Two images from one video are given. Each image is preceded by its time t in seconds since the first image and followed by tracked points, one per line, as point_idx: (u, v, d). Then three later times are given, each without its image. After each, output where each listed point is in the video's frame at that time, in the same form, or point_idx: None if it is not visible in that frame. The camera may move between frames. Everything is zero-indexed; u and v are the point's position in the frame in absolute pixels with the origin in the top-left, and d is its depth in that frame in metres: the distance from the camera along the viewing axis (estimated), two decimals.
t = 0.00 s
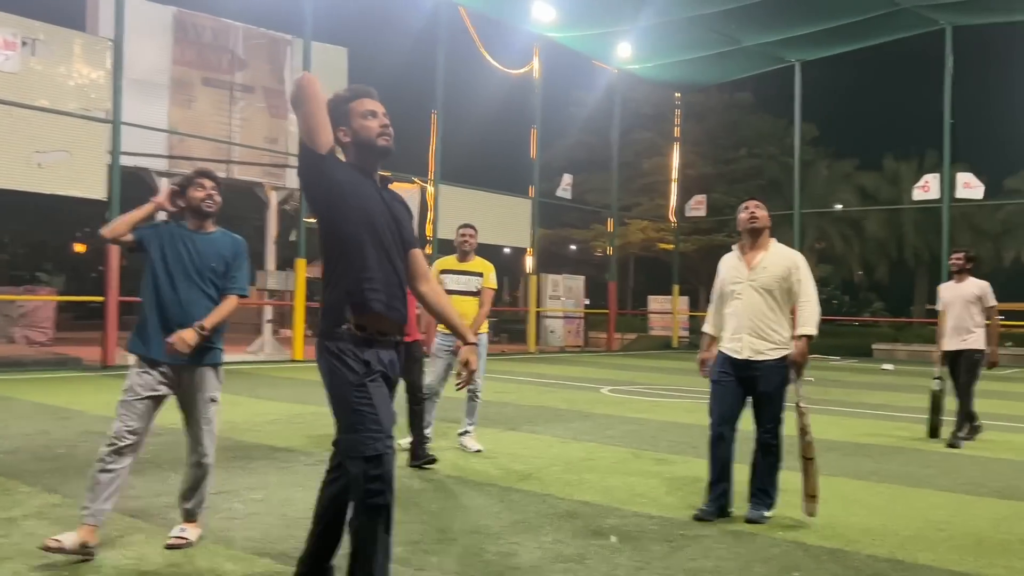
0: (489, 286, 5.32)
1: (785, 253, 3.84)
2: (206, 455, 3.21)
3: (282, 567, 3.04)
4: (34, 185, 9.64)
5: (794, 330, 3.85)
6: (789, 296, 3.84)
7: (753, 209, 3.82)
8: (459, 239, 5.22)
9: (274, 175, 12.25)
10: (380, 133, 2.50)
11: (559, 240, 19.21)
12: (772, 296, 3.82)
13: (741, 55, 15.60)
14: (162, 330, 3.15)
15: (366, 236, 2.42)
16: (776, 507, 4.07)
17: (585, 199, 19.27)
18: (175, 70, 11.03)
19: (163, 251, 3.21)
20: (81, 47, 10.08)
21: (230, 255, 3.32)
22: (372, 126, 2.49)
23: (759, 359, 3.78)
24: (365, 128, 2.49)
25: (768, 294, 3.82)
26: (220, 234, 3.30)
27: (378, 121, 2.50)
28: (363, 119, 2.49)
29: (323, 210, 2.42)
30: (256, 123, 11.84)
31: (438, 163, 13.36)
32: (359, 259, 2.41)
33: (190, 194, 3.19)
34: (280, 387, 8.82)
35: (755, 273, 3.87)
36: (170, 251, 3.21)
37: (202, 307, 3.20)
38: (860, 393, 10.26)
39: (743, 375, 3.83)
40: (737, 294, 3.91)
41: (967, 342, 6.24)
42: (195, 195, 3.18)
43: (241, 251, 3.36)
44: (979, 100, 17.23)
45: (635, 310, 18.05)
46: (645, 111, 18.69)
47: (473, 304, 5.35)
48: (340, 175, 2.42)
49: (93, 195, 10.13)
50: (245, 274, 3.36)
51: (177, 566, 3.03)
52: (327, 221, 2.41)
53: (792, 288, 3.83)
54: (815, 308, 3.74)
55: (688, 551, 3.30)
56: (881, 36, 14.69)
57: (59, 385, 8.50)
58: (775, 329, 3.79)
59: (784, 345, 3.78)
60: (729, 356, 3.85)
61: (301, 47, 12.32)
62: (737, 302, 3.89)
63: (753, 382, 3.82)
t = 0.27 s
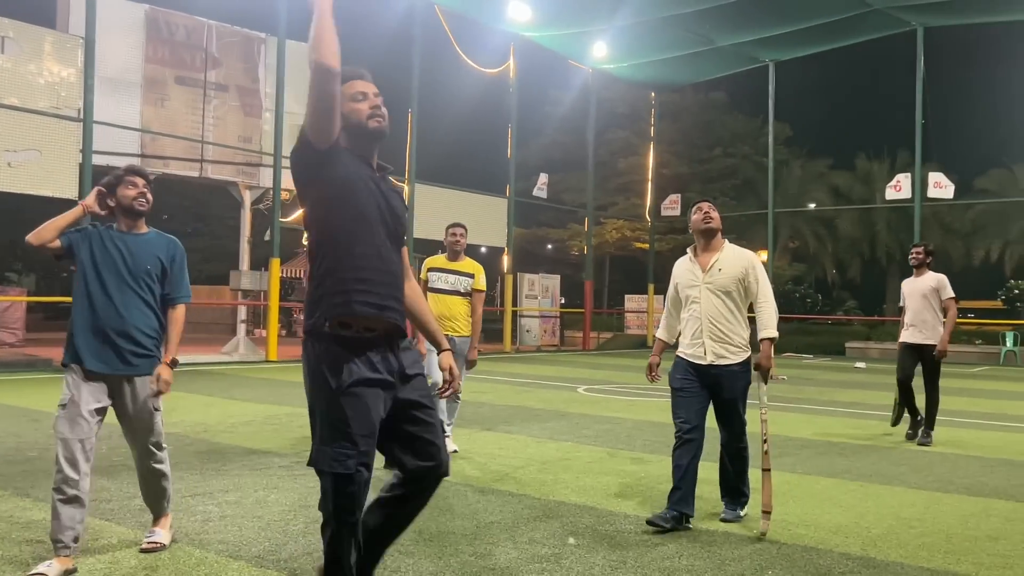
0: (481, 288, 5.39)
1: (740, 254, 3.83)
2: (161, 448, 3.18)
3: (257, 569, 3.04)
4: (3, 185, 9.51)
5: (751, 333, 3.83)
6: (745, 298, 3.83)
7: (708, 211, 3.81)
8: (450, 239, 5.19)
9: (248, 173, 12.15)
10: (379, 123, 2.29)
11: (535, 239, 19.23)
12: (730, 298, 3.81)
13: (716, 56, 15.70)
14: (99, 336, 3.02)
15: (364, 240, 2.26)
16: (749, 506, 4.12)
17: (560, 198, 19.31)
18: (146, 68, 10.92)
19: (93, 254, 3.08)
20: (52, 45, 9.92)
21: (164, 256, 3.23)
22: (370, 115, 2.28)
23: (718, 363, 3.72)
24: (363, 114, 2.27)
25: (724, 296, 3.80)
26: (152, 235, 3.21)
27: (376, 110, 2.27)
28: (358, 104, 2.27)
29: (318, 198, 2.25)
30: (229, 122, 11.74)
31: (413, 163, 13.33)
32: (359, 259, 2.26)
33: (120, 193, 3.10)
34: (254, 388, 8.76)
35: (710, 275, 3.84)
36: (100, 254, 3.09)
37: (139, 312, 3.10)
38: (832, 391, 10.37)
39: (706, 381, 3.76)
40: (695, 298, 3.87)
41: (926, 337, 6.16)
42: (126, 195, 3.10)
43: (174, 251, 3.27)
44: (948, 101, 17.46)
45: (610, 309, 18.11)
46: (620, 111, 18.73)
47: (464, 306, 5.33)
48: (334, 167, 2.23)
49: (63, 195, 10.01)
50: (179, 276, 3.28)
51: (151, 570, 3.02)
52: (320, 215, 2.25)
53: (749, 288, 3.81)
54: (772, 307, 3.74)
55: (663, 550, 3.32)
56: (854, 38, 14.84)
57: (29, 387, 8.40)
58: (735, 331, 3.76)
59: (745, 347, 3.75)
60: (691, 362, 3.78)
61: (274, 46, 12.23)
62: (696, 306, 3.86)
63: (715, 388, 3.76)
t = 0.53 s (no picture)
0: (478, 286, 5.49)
1: (711, 247, 3.81)
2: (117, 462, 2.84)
3: (248, 568, 3.04)
4: None
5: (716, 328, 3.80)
6: (713, 292, 3.80)
7: (682, 202, 3.76)
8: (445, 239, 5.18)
9: (235, 173, 12.12)
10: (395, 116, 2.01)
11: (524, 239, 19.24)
12: (698, 291, 3.77)
13: (702, 56, 15.77)
14: (59, 334, 2.81)
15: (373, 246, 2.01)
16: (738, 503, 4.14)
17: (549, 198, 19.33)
18: (133, 68, 10.90)
19: (52, 245, 2.88)
20: (37, 44, 9.89)
21: (130, 248, 3.03)
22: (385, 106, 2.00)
23: (685, 355, 3.64)
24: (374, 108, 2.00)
25: (692, 287, 3.76)
26: (114, 225, 3.00)
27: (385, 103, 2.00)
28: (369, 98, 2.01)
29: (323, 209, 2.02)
30: (217, 122, 11.71)
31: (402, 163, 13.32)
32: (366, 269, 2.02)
33: (78, 179, 2.89)
34: (243, 388, 8.73)
35: (681, 265, 3.80)
36: (59, 246, 2.87)
37: (102, 308, 2.89)
38: (820, 389, 10.43)
39: (667, 373, 3.70)
40: (663, 287, 3.82)
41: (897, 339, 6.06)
42: (85, 180, 2.89)
43: (138, 244, 3.05)
44: (934, 100, 17.57)
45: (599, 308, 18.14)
46: (608, 110, 18.77)
47: (464, 305, 5.35)
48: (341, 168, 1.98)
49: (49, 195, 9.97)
50: (144, 271, 3.05)
51: (142, 570, 3.02)
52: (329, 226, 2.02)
53: (718, 282, 3.79)
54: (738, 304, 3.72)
55: (652, 547, 3.34)
56: (840, 37, 14.92)
57: (15, 388, 8.34)
58: (699, 325, 3.71)
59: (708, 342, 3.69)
60: (652, 352, 3.73)
61: (261, 45, 12.21)
62: (664, 297, 3.80)
63: (676, 381, 3.68)
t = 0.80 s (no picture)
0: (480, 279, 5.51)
1: (689, 247, 3.61)
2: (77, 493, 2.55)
3: (247, 570, 3.04)
4: None
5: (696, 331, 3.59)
6: (693, 293, 3.60)
7: (665, 199, 3.58)
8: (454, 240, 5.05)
9: (231, 174, 12.07)
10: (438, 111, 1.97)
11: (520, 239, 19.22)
12: (676, 292, 3.57)
13: (697, 55, 15.77)
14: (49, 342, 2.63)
15: (421, 248, 1.90)
16: (736, 502, 4.15)
17: (545, 198, 19.31)
18: (128, 70, 10.88)
19: (42, 245, 2.69)
20: (32, 46, 9.87)
21: (119, 254, 2.86)
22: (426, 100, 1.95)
23: (656, 357, 3.45)
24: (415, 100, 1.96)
25: (670, 289, 3.57)
26: (102, 227, 2.82)
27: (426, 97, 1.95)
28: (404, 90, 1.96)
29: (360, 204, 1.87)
30: (212, 123, 11.67)
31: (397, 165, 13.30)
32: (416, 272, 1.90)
33: (67, 183, 2.72)
34: (239, 391, 8.71)
35: (659, 266, 3.60)
36: (51, 247, 2.68)
37: (95, 314, 2.72)
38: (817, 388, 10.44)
39: (641, 379, 3.53)
40: (639, 289, 3.63)
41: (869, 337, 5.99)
42: (74, 185, 2.72)
43: (127, 251, 2.90)
44: (930, 99, 17.59)
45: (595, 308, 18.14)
46: (603, 110, 18.76)
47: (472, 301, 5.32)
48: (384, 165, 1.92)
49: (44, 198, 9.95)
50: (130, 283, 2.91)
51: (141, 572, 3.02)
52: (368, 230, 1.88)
53: (698, 283, 3.58)
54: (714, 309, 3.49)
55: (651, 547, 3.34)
56: (836, 37, 14.94)
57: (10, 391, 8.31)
58: (676, 326, 3.50)
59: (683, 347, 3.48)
60: (627, 358, 3.56)
61: (256, 46, 12.18)
62: (640, 296, 3.61)
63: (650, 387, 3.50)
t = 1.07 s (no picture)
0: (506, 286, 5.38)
1: (684, 252, 3.50)
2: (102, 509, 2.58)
3: None
4: None
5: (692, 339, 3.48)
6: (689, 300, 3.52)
7: (657, 202, 3.53)
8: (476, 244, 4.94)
9: (236, 182, 12.08)
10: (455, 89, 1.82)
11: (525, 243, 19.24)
12: (667, 299, 3.45)
13: (700, 59, 15.79)
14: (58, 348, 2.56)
15: (433, 238, 1.76)
16: (743, 507, 4.14)
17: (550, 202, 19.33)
18: (134, 78, 10.99)
19: (51, 249, 2.60)
20: (38, 55, 9.94)
21: (135, 255, 2.75)
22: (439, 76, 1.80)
23: (642, 369, 3.32)
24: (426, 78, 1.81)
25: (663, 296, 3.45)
26: (114, 229, 2.72)
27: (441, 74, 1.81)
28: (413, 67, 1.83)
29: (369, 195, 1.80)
30: (218, 131, 11.71)
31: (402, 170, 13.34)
32: (430, 266, 1.75)
33: (79, 188, 2.64)
34: (246, 397, 8.73)
35: (651, 273, 3.47)
36: (62, 252, 2.59)
37: (107, 320, 2.63)
38: (824, 391, 10.41)
39: (632, 392, 3.39)
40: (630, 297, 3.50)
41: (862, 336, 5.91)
42: (86, 192, 2.65)
43: (145, 253, 2.79)
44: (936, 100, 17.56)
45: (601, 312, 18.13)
46: (607, 114, 18.79)
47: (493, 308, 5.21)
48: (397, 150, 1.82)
49: (51, 206, 10.02)
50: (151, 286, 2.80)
51: None
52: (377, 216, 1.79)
53: (692, 288, 3.50)
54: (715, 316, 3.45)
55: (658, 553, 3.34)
56: (839, 39, 14.95)
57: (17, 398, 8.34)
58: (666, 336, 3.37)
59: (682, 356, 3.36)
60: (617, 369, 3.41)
61: (261, 53, 12.24)
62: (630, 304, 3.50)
63: (638, 399, 3.36)
